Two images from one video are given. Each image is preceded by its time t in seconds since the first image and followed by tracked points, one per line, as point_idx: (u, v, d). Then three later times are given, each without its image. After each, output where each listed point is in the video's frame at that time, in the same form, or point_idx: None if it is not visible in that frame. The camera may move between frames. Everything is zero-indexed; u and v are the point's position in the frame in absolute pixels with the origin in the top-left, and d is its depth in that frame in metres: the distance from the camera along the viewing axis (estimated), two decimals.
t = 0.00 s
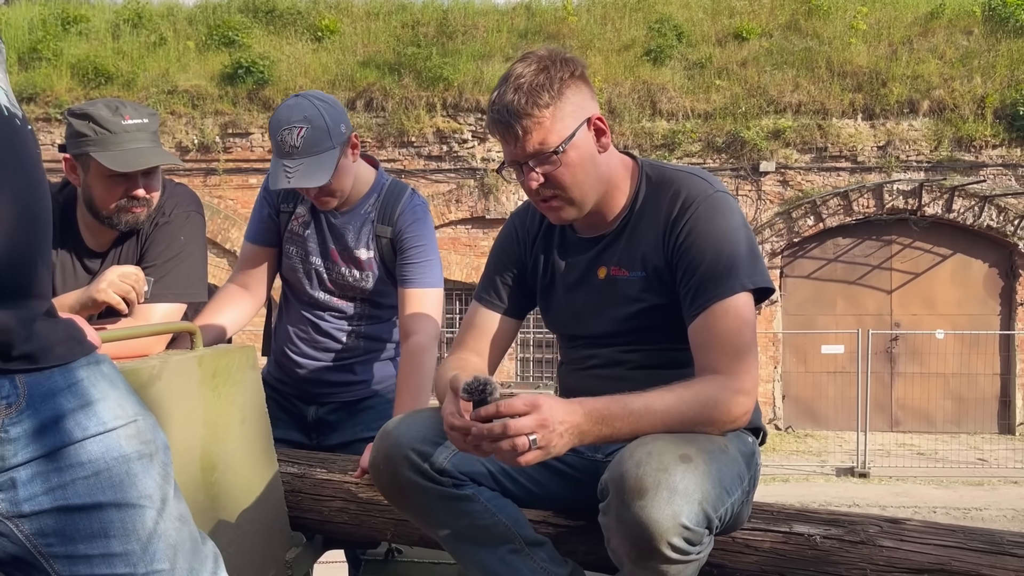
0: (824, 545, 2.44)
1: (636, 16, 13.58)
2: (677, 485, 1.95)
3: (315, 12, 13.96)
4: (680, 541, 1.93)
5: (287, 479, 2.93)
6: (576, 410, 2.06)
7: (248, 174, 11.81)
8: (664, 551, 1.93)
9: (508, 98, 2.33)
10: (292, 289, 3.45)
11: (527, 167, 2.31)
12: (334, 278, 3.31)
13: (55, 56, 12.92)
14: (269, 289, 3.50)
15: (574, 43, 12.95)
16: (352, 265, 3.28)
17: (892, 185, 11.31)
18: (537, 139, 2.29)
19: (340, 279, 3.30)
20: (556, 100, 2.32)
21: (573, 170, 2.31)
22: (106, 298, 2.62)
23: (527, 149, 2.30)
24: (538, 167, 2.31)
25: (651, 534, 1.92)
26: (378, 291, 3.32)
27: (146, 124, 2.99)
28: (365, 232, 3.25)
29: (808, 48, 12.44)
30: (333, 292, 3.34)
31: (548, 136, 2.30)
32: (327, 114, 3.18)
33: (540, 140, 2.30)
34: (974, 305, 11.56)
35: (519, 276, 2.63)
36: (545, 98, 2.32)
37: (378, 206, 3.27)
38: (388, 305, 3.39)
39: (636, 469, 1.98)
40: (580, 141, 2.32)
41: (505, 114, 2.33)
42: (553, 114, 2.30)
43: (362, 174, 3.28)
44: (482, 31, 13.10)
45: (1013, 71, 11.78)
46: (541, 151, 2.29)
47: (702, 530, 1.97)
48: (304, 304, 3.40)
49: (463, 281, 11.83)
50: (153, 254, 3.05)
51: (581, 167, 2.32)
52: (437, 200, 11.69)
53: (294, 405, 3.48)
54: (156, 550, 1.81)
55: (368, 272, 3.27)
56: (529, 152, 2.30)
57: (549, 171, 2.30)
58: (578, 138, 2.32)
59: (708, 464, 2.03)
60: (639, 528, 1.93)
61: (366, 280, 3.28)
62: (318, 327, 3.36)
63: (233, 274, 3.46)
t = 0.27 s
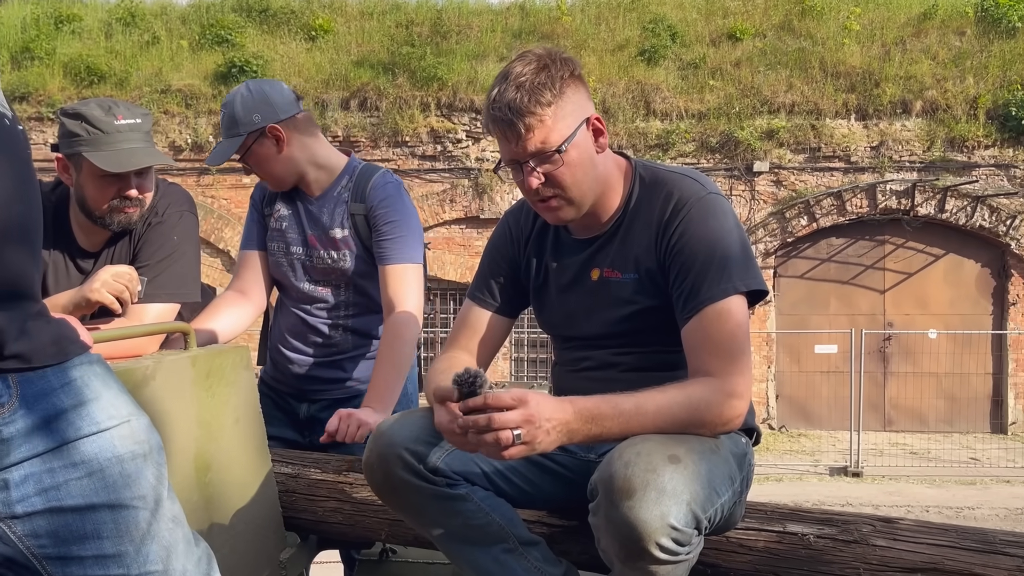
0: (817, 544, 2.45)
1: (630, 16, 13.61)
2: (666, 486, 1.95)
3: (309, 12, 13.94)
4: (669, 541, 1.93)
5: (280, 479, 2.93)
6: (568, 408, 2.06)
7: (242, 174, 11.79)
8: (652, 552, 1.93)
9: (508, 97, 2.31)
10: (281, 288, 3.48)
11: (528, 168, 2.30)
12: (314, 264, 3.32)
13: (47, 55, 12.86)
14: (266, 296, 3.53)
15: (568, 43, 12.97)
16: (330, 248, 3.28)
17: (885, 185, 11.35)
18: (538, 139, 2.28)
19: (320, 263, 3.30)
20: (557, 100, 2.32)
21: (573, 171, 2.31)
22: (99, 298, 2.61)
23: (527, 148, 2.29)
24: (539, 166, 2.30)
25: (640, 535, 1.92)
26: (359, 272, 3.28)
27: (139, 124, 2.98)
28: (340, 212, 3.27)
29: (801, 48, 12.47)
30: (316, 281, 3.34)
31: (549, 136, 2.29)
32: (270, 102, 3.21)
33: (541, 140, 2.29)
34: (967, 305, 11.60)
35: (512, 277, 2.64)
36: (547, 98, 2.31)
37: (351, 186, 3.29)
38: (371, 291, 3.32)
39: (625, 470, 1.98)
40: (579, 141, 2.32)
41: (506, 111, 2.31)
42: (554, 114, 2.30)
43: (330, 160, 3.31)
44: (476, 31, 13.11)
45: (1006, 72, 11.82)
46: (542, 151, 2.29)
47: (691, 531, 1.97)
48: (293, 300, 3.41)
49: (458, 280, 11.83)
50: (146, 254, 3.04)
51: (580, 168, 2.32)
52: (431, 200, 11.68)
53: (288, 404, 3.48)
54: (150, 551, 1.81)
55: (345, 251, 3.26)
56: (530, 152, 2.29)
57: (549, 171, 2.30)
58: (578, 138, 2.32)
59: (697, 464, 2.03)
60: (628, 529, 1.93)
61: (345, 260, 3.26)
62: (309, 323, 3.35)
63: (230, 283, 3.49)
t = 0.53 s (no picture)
0: (811, 544, 2.45)
1: (624, 16, 13.61)
2: (662, 486, 1.95)
3: (303, 11, 13.92)
4: (665, 541, 1.93)
5: (274, 479, 2.92)
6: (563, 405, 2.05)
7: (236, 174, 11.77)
8: (648, 552, 1.93)
9: (529, 89, 2.30)
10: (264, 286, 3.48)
11: (545, 161, 2.30)
12: (289, 249, 3.32)
13: (40, 54, 12.81)
14: (256, 298, 3.48)
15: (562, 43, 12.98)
16: (300, 228, 3.28)
17: (879, 185, 11.37)
18: (558, 133, 2.28)
19: (294, 246, 3.30)
20: (574, 94, 2.33)
21: (589, 168, 2.32)
22: (91, 298, 2.60)
23: (547, 142, 2.29)
24: (557, 161, 2.30)
25: (636, 535, 1.92)
26: (331, 249, 3.26)
27: (131, 124, 2.96)
28: (307, 193, 3.28)
29: (795, 48, 12.50)
30: (294, 267, 3.32)
31: (567, 131, 2.29)
32: (228, 106, 3.26)
33: (560, 135, 2.29)
34: (960, 305, 11.64)
35: (507, 277, 2.63)
36: (565, 92, 2.31)
37: (316, 167, 3.31)
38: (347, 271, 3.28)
39: (621, 469, 1.98)
40: (595, 139, 2.34)
41: (526, 102, 2.29)
42: (572, 109, 2.31)
43: (286, 147, 3.34)
44: (471, 30, 13.11)
45: (999, 72, 11.87)
46: (561, 146, 2.29)
47: (687, 531, 1.96)
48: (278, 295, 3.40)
49: (453, 280, 11.82)
50: (138, 253, 3.03)
51: (595, 165, 2.34)
52: (426, 200, 11.66)
53: (281, 403, 3.46)
54: (134, 557, 1.81)
55: (315, 229, 3.26)
56: (548, 145, 2.29)
57: (565, 166, 2.30)
58: (593, 136, 2.33)
59: (693, 464, 2.03)
60: (624, 529, 1.93)
61: (316, 237, 3.25)
62: (297, 319, 3.33)
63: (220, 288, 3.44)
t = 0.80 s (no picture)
0: (806, 543, 2.46)
1: (620, 16, 13.62)
2: (658, 486, 1.95)
3: (299, 10, 13.90)
4: (661, 541, 1.93)
5: (270, 479, 2.92)
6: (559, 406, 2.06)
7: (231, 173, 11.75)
8: (644, 552, 1.93)
9: (555, 86, 2.26)
10: (255, 285, 3.48)
11: (565, 161, 2.29)
12: (280, 244, 3.32)
13: (34, 53, 12.77)
14: (248, 294, 3.47)
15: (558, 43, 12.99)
16: (291, 222, 3.29)
17: (874, 185, 11.40)
18: (581, 133, 2.27)
19: (285, 241, 3.30)
20: (597, 95, 2.31)
21: (607, 170, 2.33)
22: (87, 298, 2.59)
23: (569, 141, 2.27)
24: (576, 161, 2.29)
25: (632, 535, 1.92)
26: (322, 243, 3.27)
27: (126, 124, 2.96)
28: (298, 188, 3.29)
29: (791, 49, 12.52)
30: (285, 262, 3.33)
31: (590, 133, 2.28)
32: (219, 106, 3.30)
33: (584, 136, 2.27)
34: (954, 304, 11.68)
35: (505, 277, 2.63)
36: (589, 92, 2.30)
37: (308, 164, 3.33)
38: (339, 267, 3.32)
39: (617, 470, 1.98)
40: (612, 141, 2.35)
41: (551, 99, 2.26)
42: (595, 110, 2.30)
43: (275, 145, 3.35)
44: (466, 30, 13.11)
45: (993, 72, 11.90)
46: (584, 147, 2.28)
47: (683, 531, 1.97)
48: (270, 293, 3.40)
49: (448, 280, 11.82)
50: (133, 254, 3.02)
51: (610, 167, 2.35)
52: (421, 199, 11.65)
53: (275, 402, 3.44)
54: (134, 556, 1.80)
55: (306, 222, 3.27)
56: (570, 144, 2.27)
57: (585, 168, 2.30)
58: (612, 139, 2.34)
59: (689, 464, 2.03)
60: (621, 529, 1.93)
61: (308, 232, 3.27)
62: (291, 316, 3.32)
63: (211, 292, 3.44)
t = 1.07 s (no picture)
0: (799, 543, 2.47)
1: (615, 16, 13.62)
2: (652, 488, 1.95)
3: (294, 10, 13.89)
4: (654, 543, 1.93)
5: (264, 480, 2.92)
6: (550, 408, 2.07)
7: (226, 173, 11.74)
8: (637, 554, 1.93)
9: (568, 86, 2.25)
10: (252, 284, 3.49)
11: (572, 162, 2.29)
12: (286, 247, 3.34)
13: (28, 52, 12.74)
14: (243, 293, 3.49)
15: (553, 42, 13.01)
16: (300, 226, 3.32)
17: (868, 185, 11.43)
18: (588, 134, 2.27)
19: (291, 245, 3.33)
20: (606, 97, 2.31)
21: (611, 174, 2.34)
22: (81, 298, 2.59)
23: (576, 141, 2.27)
24: (582, 162, 2.29)
25: (625, 537, 1.92)
26: (331, 250, 3.31)
27: (120, 125, 2.95)
28: (310, 193, 3.33)
29: (785, 49, 12.54)
30: (289, 264, 3.35)
31: (598, 136, 2.28)
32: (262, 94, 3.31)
33: (592, 138, 2.28)
34: (948, 304, 11.72)
35: (498, 277, 2.64)
36: (598, 93, 2.29)
37: (320, 168, 3.38)
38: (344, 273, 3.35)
39: (611, 471, 1.98)
40: (619, 146, 2.35)
41: (562, 98, 2.25)
42: (604, 111, 2.30)
43: (298, 147, 3.39)
44: (462, 30, 13.11)
45: (987, 73, 11.94)
46: (591, 149, 2.28)
47: (676, 532, 1.97)
48: (268, 294, 3.41)
49: (443, 280, 11.82)
50: (127, 254, 3.01)
51: (614, 171, 2.35)
52: (417, 199, 11.65)
53: (268, 402, 3.44)
54: (133, 554, 1.80)
55: (316, 228, 3.31)
56: (577, 145, 2.27)
57: (590, 170, 2.31)
58: (618, 143, 2.35)
59: (682, 466, 2.03)
60: (614, 531, 1.94)
61: (316, 237, 3.30)
62: (289, 317, 3.33)
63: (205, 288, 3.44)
